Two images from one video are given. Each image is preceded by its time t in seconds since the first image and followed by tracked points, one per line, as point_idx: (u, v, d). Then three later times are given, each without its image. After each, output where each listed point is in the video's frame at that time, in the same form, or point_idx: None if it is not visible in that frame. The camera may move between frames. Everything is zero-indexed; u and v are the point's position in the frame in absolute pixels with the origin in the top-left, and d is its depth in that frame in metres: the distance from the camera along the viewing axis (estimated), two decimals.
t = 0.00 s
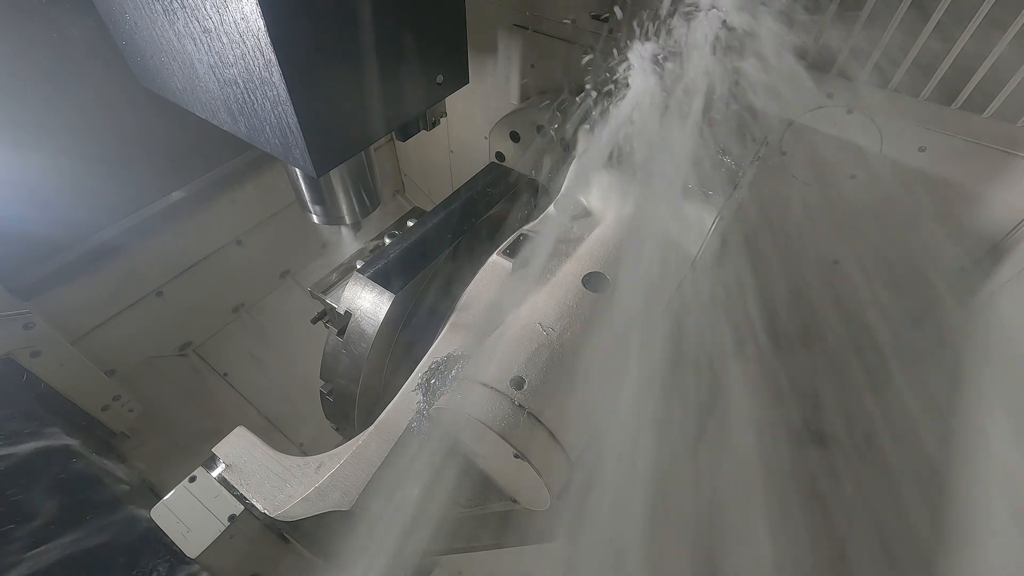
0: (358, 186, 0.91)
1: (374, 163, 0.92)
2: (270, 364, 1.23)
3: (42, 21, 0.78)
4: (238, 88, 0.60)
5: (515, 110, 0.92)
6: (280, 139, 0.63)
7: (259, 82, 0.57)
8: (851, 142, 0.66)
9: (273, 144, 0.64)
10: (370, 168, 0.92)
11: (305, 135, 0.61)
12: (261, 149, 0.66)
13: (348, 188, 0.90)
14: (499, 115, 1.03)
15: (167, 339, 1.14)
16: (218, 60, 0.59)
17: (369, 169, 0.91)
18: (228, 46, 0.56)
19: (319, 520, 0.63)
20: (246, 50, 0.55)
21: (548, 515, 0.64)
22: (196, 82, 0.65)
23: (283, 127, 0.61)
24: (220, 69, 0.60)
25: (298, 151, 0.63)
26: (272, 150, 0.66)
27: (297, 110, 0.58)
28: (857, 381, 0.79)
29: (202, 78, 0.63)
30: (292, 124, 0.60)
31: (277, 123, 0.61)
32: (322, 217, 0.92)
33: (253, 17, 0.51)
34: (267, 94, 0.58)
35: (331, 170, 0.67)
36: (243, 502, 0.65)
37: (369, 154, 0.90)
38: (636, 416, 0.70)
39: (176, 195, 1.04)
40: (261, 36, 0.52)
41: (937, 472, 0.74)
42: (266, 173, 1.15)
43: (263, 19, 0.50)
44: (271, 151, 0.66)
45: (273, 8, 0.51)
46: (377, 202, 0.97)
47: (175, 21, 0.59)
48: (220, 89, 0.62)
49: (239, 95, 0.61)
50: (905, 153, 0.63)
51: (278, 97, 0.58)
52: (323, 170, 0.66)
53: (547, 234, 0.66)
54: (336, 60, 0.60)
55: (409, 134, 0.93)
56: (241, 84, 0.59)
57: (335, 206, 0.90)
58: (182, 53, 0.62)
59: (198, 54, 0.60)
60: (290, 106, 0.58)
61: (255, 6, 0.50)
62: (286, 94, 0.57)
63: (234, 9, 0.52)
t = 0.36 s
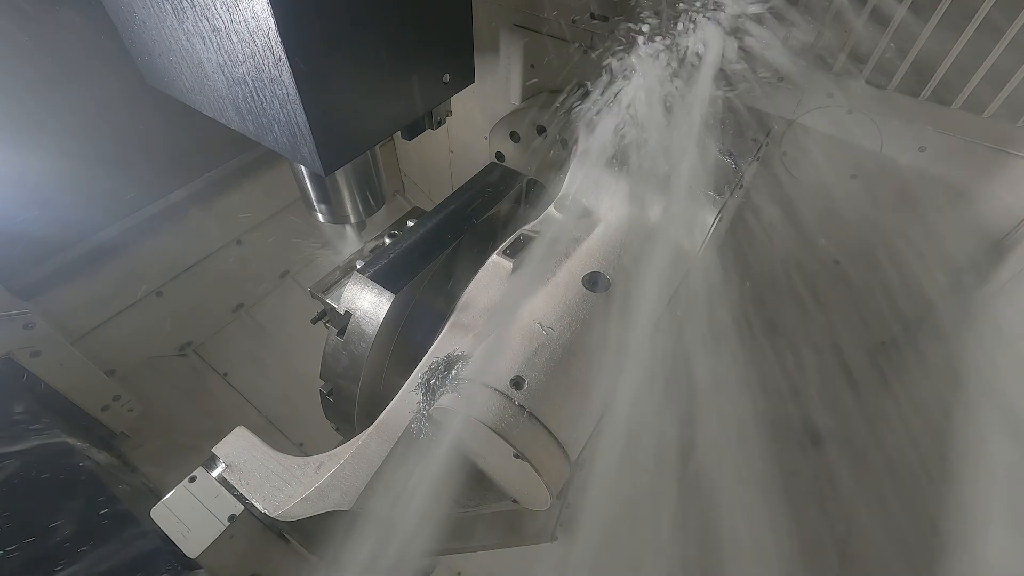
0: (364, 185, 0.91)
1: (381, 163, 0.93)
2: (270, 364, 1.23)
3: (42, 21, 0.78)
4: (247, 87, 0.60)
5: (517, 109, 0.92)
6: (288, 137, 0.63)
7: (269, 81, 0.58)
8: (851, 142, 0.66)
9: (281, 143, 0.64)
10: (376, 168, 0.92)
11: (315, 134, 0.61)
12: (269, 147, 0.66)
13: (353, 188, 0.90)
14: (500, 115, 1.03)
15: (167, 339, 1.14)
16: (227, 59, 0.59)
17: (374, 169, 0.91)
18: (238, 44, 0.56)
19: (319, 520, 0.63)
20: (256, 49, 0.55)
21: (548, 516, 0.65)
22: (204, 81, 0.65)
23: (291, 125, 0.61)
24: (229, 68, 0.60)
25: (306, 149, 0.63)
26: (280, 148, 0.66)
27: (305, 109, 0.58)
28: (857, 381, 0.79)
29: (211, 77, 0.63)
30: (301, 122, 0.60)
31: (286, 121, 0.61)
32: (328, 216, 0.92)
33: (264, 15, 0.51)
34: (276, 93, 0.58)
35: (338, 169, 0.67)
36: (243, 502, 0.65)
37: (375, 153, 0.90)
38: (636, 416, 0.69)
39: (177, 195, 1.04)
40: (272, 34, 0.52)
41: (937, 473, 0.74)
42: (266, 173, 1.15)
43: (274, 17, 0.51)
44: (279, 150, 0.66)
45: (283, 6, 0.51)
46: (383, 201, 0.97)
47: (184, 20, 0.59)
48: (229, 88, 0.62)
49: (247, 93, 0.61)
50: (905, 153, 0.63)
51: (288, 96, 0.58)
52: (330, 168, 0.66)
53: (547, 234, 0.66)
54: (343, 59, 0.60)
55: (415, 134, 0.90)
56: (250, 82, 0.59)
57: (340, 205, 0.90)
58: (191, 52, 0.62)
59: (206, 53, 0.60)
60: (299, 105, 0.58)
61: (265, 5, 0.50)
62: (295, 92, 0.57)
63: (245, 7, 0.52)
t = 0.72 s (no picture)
0: (362, 183, 0.90)
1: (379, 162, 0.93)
2: (271, 364, 1.23)
3: (42, 21, 0.78)
4: (242, 79, 0.60)
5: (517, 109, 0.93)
6: (283, 131, 0.63)
7: (264, 73, 0.57)
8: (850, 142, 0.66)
9: (278, 136, 0.64)
10: (374, 167, 0.92)
11: (309, 127, 0.60)
12: (265, 142, 0.66)
13: (350, 183, 0.89)
14: (500, 115, 1.03)
15: (167, 339, 1.13)
16: (222, 50, 0.59)
17: (373, 168, 0.91)
18: (233, 36, 0.56)
19: (320, 520, 0.63)
20: (250, 40, 0.55)
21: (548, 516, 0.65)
22: (200, 74, 0.65)
23: (287, 118, 0.61)
24: (224, 60, 0.59)
25: (301, 142, 0.63)
26: (276, 142, 0.65)
27: (301, 100, 0.58)
28: (857, 381, 0.80)
29: (206, 70, 0.63)
30: (296, 114, 0.60)
31: (281, 114, 0.61)
32: (326, 211, 0.91)
33: (257, 7, 0.51)
34: (271, 85, 0.58)
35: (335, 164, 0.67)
36: (244, 502, 0.65)
37: (371, 150, 0.90)
38: (636, 416, 0.70)
39: (176, 195, 1.04)
40: (266, 25, 0.52)
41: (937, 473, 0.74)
42: (266, 173, 1.15)
43: (268, 9, 0.50)
44: (275, 143, 0.66)
45: None
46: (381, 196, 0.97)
47: (179, 12, 0.59)
48: (224, 81, 0.62)
49: (242, 86, 0.61)
50: (905, 153, 0.63)
51: (283, 87, 0.58)
52: (326, 162, 0.66)
53: (547, 234, 0.66)
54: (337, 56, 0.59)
55: (411, 128, 0.91)
56: (245, 74, 0.59)
57: (338, 200, 0.90)
58: (186, 45, 0.62)
59: (202, 45, 0.60)
60: (294, 96, 0.58)
61: None
62: (290, 83, 0.56)
63: None
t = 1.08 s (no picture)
0: (352, 179, 0.91)
1: (369, 160, 0.94)
2: (270, 364, 1.23)
3: (38, 20, 0.78)
4: (219, 64, 0.60)
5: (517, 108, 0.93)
6: (262, 115, 0.63)
7: (239, 56, 0.57)
8: (850, 142, 0.65)
9: (257, 122, 0.64)
10: (363, 164, 0.92)
11: (287, 111, 0.60)
12: (245, 128, 0.66)
13: (341, 176, 0.89)
14: (499, 115, 1.03)
15: (167, 339, 1.13)
16: (198, 32, 0.58)
17: (361, 166, 0.92)
18: (206, 17, 0.55)
19: (320, 520, 0.63)
20: (224, 22, 0.54)
21: (548, 516, 0.65)
22: (178, 59, 0.64)
23: (265, 101, 0.60)
24: (200, 43, 0.59)
25: (281, 128, 0.62)
26: (256, 128, 0.65)
27: (277, 86, 0.57)
28: (857, 381, 0.80)
29: (183, 53, 0.63)
30: (273, 98, 0.59)
31: (260, 99, 0.60)
32: (313, 203, 0.90)
33: None
34: (248, 68, 0.57)
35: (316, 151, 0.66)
36: (243, 502, 0.65)
37: (362, 147, 0.91)
38: (636, 416, 0.70)
39: (175, 194, 1.04)
40: (239, 9, 0.51)
41: (938, 473, 0.74)
42: (265, 172, 1.15)
43: None
44: (255, 130, 0.66)
45: None
46: (370, 190, 0.97)
47: None
48: (201, 65, 0.62)
49: (219, 71, 0.60)
50: (905, 154, 0.63)
51: (259, 73, 0.57)
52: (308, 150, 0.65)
53: (547, 234, 0.66)
54: (326, 58, 0.61)
55: (400, 117, 0.96)
56: (222, 59, 0.59)
57: (326, 193, 0.89)
58: (164, 29, 0.62)
59: (178, 28, 0.60)
60: (270, 81, 0.57)
61: None
62: (265, 67, 0.56)
63: None
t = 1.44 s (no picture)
0: (354, 184, 0.91)
1: (370, 162, 0.92)
2: (270, 364, 1.23)
3: (39, 22, 0.78)
4: (230, 89, 0.60)
5: (517, 109, 0.93)
6: (271, 141, 0.63)
7: (250, 84, 0.58)
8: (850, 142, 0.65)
9: (266, 146, 0.64)
10: (366, 168, 0.92)
11: (298, 139, 0.61)
12: (255, 151, 0.66)
13: (344, 189, 0.90)
14: (500, 115, 1.03)
15: (166, 339, 1.13)
16: (209, 61, 0.59)
17: (363, 169, 0.91)
18: (219, 47, 0.56)
19: (320, 520, 0.63)
20: (237, 51, 0.55)
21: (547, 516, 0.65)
22: (189, 85, 0.65)
23: (275, 130, 0.61)
24: (211, 70, 0.60)
25: (290, 154, 0.63)
26: (265, 151, 0.66)
27: (287, 111, 0.58)
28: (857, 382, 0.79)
29: (194, 80, 0.63)
30: (283, 126, 0.60)
31: (269, 126, 0.61)
32: (317, 218, 0.91)
33: (243, 18, 0.51)
34: (259, 96, 0.58)
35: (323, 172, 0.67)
36: (243, 502, 0.65)
37: (364, 155, 0.90)
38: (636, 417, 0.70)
39: (174, 195, 1.04)
40: (250, 38, 0.52)
41: (938, 474, 0.74)
42: (265, 173, 1.15)
43: (254, 22, 0.50)
44: (264, 153, 0.66)
45: (262, 11, 0.51)
46: (373, 203, 0.98)
47: (167, 21, 0.59)
48: (212, 91, 0.62)
49: (230, 96, 0.61)
50: (905, 154, 0.63)
51: (270, 100, 0.58)
52: (315, 171, 0.66)
53: (547, 234, 0.66)
54: (331, 62, 0.60)
55: (404, 136, 0.91)
56: (233, 85, 0.59)
57: (330, 206, 0.90)
58: (174, 54, 0.62)
59: (189, 55, 0.60)
60: (281, 110, 0.58)
61: (245, 9, 0.50)
62: (276, 95, 0.56)
63: (224, 10, 0.52)
